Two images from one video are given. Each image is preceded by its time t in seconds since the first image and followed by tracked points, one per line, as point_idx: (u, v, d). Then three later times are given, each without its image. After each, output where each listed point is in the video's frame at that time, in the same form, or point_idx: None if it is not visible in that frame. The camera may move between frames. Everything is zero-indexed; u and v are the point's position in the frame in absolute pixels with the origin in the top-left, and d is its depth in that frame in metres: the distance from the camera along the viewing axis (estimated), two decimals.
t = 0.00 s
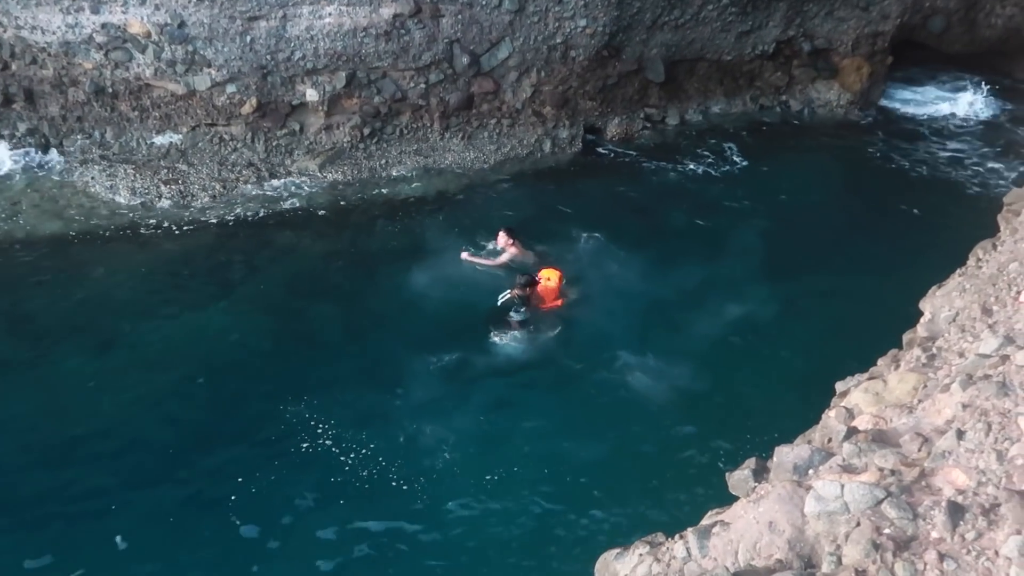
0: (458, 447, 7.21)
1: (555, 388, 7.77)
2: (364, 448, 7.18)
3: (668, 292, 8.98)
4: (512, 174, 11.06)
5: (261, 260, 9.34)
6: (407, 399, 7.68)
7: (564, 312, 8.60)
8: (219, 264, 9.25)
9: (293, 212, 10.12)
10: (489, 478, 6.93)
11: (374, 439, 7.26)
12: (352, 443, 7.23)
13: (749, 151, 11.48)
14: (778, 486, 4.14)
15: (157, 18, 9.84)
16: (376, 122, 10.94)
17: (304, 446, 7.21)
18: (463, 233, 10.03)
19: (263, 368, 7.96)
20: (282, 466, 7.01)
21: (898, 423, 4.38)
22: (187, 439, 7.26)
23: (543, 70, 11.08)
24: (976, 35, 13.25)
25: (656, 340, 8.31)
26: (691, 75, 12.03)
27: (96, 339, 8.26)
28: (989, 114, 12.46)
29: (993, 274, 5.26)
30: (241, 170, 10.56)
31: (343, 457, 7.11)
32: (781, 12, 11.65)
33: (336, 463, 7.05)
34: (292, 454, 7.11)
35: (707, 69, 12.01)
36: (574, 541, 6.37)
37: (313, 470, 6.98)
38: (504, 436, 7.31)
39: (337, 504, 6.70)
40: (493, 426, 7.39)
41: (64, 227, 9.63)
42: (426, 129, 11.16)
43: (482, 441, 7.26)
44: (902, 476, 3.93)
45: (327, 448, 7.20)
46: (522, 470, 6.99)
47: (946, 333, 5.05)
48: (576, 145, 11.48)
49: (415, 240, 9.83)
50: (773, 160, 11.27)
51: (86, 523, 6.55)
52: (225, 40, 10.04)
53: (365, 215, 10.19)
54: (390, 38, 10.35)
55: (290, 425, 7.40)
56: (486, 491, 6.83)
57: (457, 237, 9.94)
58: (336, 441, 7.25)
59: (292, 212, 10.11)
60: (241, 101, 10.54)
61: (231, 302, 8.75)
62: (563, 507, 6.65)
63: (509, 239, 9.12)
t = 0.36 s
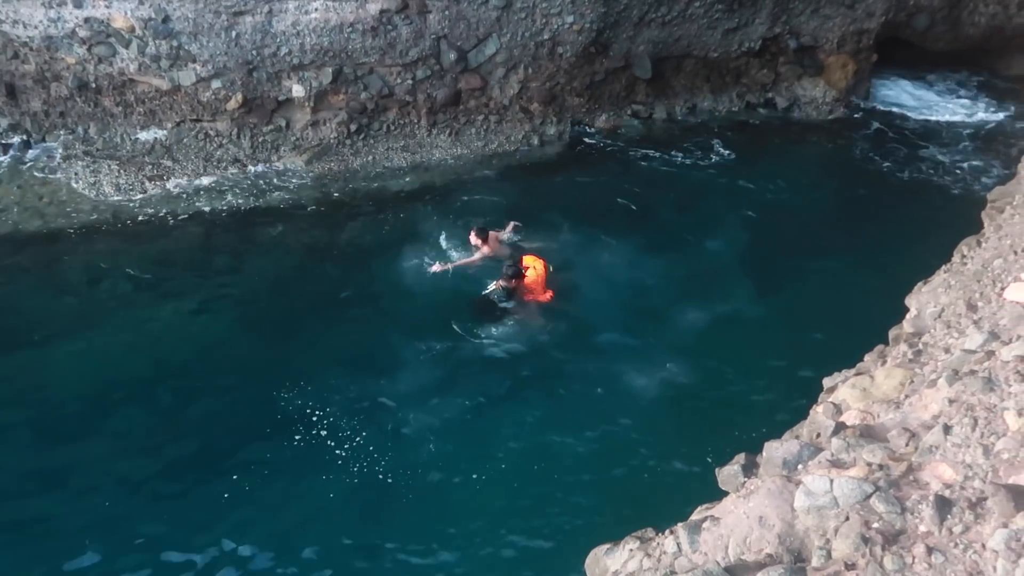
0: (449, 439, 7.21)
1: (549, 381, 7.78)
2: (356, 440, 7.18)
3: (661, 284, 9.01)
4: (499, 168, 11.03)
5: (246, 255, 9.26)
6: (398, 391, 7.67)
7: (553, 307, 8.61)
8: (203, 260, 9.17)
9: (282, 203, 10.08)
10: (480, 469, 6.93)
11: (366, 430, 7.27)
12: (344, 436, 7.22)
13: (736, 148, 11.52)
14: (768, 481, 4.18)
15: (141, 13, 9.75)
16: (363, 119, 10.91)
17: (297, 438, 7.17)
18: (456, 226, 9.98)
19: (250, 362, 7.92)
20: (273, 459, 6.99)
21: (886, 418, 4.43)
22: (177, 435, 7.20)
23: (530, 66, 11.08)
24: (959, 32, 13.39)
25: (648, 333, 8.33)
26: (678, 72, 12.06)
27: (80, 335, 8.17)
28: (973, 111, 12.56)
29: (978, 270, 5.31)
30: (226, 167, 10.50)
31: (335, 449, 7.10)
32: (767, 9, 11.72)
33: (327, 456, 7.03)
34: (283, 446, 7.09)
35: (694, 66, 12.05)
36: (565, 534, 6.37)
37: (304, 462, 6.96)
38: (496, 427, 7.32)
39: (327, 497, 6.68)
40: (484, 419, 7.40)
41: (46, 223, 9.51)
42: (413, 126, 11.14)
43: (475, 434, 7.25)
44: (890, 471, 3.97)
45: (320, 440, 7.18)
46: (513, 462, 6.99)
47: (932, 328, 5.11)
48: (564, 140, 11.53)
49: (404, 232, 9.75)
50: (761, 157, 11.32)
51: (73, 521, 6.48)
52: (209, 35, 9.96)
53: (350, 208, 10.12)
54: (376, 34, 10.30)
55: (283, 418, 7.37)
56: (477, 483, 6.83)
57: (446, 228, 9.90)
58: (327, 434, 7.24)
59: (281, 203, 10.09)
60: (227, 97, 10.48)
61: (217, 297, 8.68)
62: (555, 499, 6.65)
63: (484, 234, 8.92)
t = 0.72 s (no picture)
0: (449, 433, 7.25)
1: (548, 379, 7.81)
2: (357, 432, 7.22)
3: (659, 283, 9.09)
4: (497, 172, 11.05)
5: (241, 256, 9.22)
6: (399, 387, 7.69)
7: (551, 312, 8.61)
8: (200, 260, 9.12)
9: (279, 204, 10.06)
10: (480, 464, 6.97)
11: (367, 424, 7.31)
12: (345, 428, 7.26)
13: (733, 156, 11.56)
14: (772, 491, 4.20)
15: (139, 14, 9.77)
16: (360, 123, 10.91)
17: (297, 429, 7.22)
18: (452, 226, 9.95)
19: (247, 361, 7.88)
20: (273, 452, 7.00)
21: (888, 428, 4.45)
22: (173, 434, 7.15)
23: (528, 73, 11.10)
24: (954, 45, 13.46)
25: (645, 335, 8.36)
26: (675, 80, 12.10)
27: (75, 335, 8.10)
28: (967, 123, 12.67)
29: (976, 282, 5.36)
30: (223, 169, 10.49)
31: (334, 443, 7.12)
32: (764, 20, 11.81)
33: (326, 449, 7.06)
34: (284, 439, 7.11)
35: (691, 75, 12.10)
36: (564, 532, 6.38)
37: (304, 456, 6.98)
38: (496, 424, 7.34)
39: (327, 491, 6.69)
40: (484, 415, 7.43)
41: (41, 221, 9.49)
42: (411, 130, 11.15)
43: (474, 431, 7.28)
44: (894, 481, 3.99)
45: (321, 430, 7.23)
46: (513, 459, 7.01)
47: (931, 339, 5.14)
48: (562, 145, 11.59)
49: (401, 231, 9.70)
50: (757, 164, 11.39)
51: (69, 523, 6.42)
52: (208, 37, 9.98)
53: (348, 209, 10.10)
54: (375, 39, 10.32)
55: (283, 412, 7.38)
56: (476, 478, 6.85)
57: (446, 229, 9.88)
58: (328, 427, 7.27)
59: (277, 205, 10.03)
60: (225, 99, 10.45)
61: (214, 298, 8.63)
62: (554, 500, 6.64)
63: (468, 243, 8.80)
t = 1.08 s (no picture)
0: (459, 434, 7.30)
1: (559, 383, 7.84)
2: (368, 430, 7.27)
3: (671, 290, 9.13)
4: (510, 177, 11.08)
5: (252, 254, 9.26)
6: (411, 387, 7.74)
7: (561, 319, 8.63)
8: (212, 257, 9.17)
9: (291, 204, 10.12)
10: (489, 464, 7.01)
11: (378, 421, 7.36)
12: (357, 424, 7.31)
13: (747, 166, 11.57)
14: (782, 504, 4.21)
15: (158, 13, 9.88)
16: (374, 125, 10.97)
17: (304, 421, 7.31)
18: (463, 228, 9.98)
19: (258, 358, 7.93)
20: (285, 447, 7.06)
21: (899, 445, 4.46)
22: (182, 426, 7.20)
23: (542, 80, 11.15)
24: (970, 61, 13.42)
25: (655, 341, 8.39)
26: (689, 90, 12.13)
27: (86, 326, 8.13)
28: (982, 138, 12.65)
29: (989, 301, 5.36)
30: (236, 167, 10.56)
31: (346, 439, 7.18)
32: (779, 32, 11.89)
33: (338, 445, 7.12)
34: (296, 434, 7.17)
35: (705, 85, 12.12)
36: (571, 534, 6.39)
37: (316, 451, 7.04)
38: (506, 426, 7.37)
39: (337, 487, 6.74)
40: (494, 416, 7.47)
41: (56, 213, 9.56)
42: (424, 134, 11.19)
43: (481, 430, 7.34)
44: (905, 497, 4.00)
45: (333, 426, 7.29)
46: (522, 461, 7.04)
47: (943, 357, 5.15)
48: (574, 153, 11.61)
49: (412, 234, 9.74)
50: (769, 173, 11.41)
51: (74, 510, 6.42)
52: (226, 36, 10.08)
53: (361, 210, 10.15)
54: (391, 42, 10.40)
55: (296, 408, 7.44)
56: (485, 478, 6.88)
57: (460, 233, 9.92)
58: (340, 423, 7.33)
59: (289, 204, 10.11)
60: (241, 99, 10.53)
61: (226, 294, 8.67)
62: (559, 500, 6.68)
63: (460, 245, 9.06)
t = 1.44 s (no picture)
0: (469, 436, 7.33)
1: (566, 389, 7.86)
2: (378, 432, 7.30)
3: (680, 296, 9.15)
4: (517, 183, 11.11)
5: (259, 256, 9.29)
6: (421, 389, 7.77)
7: (566, 326, 8.63)
8: (219, 258, 9.21)
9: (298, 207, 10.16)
10: (497, 467, 7.04)
11: (388, 424, 7.40)
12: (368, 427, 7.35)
13: (757, 176, 11.57)
14: (785, 513, 4.21)
15: (169, 16, 9.96)
16: (382, 130, 10.99)
17: (316, 421, 7.35)
18: (469, 234, 10.00)
19: (265, 359, 7.96)
20: (295, 447, 7.09)
21: (904, 456, 4.45)
22: (187, 426, 7.23)
23: (550, 87, 11.18)
24: (979, 74, 13.42)
25: (663, 347, 8.41)
26: (697, 100, 12.14)
27: (92, 325, 8.17)
28: (993, 149, 12.63)
29: (995, 313, 5.36)
30: (244, 170, 10.63)
31: (356, 440, 7.21)
32: (788, 42, 11.97)
33: (348, 446, 7.15)
34: (307, 434, 7.22)
35: (713, 95, 12.13)
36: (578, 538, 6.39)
37: (326, 452, 7.07)
38: (514, 430, 7.41)
39: (345, 488, 6.76)
40: (503, 420, 7.50)
41: (64, 212, 9.60)
42: (432, 140, 11.22)
43: (489, 433, 7.37)
44: (909, 508, 3.98)
45: (341, 427, 7.33)
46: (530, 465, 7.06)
47: (949, 369, 5.14)
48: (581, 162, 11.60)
49: (419, 239, 9.78)
50: (777, 182, 11.42)
51: (79, 509, 6.43)
52: (236, 40, 10.15)
53: (368, 214, 10.18)
54: (400, 47, 10.46)
55: (306, 409, 7.48)
56: (493, 481, 6.91)
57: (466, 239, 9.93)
58: (350, 425, 7.36)
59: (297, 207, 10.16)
60: (249, 102, 10.58)
61: (233, 296, 8.70)
62: (565, 505, 6.68)
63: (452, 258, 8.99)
